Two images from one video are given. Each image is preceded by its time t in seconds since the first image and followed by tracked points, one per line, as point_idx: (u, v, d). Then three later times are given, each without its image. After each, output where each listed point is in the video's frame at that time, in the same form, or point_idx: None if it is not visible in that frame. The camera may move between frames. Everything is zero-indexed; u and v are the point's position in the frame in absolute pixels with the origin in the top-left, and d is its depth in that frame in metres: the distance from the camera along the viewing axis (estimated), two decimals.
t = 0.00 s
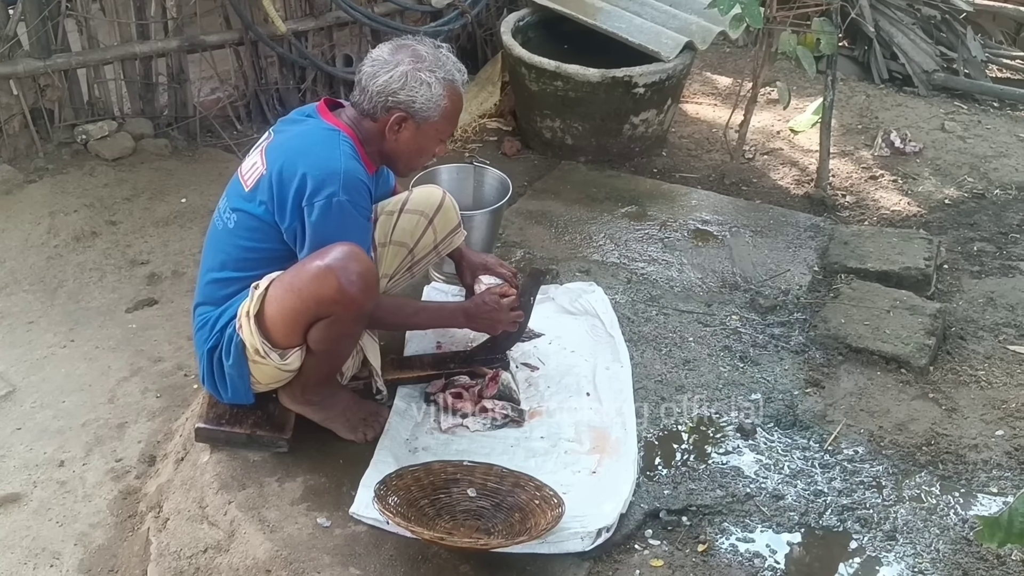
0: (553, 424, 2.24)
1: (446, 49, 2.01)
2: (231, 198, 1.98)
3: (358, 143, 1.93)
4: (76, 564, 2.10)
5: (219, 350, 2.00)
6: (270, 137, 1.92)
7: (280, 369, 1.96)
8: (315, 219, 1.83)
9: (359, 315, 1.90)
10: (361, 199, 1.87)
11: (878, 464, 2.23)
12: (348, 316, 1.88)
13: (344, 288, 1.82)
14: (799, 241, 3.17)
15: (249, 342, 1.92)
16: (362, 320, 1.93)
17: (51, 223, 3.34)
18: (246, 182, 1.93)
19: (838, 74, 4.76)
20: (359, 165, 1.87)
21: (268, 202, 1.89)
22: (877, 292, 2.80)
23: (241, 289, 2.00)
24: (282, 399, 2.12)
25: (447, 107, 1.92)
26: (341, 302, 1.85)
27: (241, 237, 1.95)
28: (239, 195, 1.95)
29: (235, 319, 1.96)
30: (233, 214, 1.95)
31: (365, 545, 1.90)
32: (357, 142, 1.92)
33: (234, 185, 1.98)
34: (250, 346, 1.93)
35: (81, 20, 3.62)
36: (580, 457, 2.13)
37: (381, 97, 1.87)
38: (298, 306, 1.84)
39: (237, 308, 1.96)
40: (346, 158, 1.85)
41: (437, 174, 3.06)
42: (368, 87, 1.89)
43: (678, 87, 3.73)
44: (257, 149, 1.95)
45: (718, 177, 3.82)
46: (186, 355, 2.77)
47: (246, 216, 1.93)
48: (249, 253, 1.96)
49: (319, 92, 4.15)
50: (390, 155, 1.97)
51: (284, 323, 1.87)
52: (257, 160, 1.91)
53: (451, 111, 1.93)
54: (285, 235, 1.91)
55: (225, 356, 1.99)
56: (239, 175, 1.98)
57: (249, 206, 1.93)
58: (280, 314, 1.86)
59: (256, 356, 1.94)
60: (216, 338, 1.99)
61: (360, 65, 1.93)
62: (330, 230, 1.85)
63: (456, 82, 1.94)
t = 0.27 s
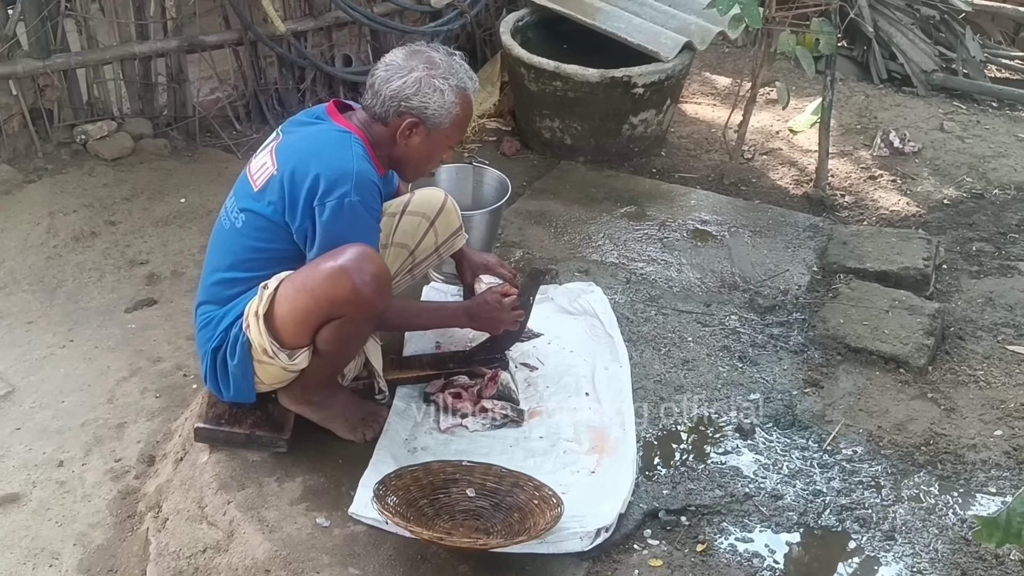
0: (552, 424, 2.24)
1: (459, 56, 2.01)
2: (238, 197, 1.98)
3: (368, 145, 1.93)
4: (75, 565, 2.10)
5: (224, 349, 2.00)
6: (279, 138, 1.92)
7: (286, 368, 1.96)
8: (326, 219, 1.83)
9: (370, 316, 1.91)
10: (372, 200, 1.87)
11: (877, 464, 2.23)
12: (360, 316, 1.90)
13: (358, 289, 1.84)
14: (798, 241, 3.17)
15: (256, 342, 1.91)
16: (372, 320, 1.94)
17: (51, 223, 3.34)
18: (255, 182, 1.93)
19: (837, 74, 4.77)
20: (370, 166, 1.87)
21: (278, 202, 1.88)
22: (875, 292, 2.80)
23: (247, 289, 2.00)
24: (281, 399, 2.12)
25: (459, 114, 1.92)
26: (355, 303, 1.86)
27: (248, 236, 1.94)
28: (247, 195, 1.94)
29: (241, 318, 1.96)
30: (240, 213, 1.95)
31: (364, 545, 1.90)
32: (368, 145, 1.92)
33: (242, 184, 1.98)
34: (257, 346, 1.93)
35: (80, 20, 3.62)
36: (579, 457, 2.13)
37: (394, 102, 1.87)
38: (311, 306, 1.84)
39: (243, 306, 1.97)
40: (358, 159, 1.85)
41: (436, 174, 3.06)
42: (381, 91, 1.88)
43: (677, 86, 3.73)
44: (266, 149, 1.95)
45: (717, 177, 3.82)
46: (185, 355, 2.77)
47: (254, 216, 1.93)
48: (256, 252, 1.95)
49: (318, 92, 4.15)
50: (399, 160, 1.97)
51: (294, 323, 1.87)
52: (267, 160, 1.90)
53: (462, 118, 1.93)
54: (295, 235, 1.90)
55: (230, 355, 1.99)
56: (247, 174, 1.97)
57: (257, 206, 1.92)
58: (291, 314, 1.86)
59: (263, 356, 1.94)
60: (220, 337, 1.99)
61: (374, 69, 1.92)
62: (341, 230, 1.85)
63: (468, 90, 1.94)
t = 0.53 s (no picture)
0: (551, 424, 2.24)
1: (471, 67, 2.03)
2: (245, 195, 1.98)
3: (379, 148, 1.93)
4: (73, 565, 2.10)
5: (225, 346, 2.00)
6: (289, 137, 1.91)
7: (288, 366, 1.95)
8: (337, 218, 1.83)
9: (377, 312, 1.91)
10: (384, 200, 1.87)
11: (876, 463, 2.23)
12: (367, 313, 1.89)
13: (366, 285, 1.83)
14: (797, 240, 3.17)
15: (261, 339, 1.91)
16: (377, 317, 1.94)
17: (49, 223, 3.34)
18: (263, 181, 1.93)
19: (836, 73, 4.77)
20: (383, 167, 1.87)
21: (289, 201, 1.88)
22: (874, 291, 2.80)
23: (249, 287, 1.99)
24: (279, 399, 2.12)
25: (470, 123, 1.93)
26: (363, 299, 1.86)
27: (254, 234, 1.94)
28: (255, 194, 1.94)
29: (243, 316, 1.96)
30: (247, 212, 1.94)
31: (363, 545, 1.90)
32: (379, 146, 1.91)
33: (249, 181, 1.98)
34: (262, 343, 1.92)
35: (78, 20, 3.61)
36: (578, 456, 2.13)
37: (408, 108, 1.88)
38: (317, 303, 1.84)
39: (246, 303, 1.96)
40: (371, 159, 1.85)
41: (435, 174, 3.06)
42: (395, 96, 1.89)
43: (675, 86, 3.73)
44: (274, 148, 1.95)
45: (716, 176, 3.82)
46: (183, 354, 2.76)
47: (262, 214, 1.92)
48: (264, 251, 1.95)
49: (317, 91, 4.14)
50: (406, 166, 1.97)
51: (300, 320, 1.87)
52: (277, 159, 1.90)
53: (472, 128, 1.94)
54: (306, 234, 1.90)
55: (232, 353, 1.99)
56: (254, 172, 1.97)
57: (265, 205, 1.92)
58: (298, 311, 1.85)
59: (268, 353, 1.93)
60: (222, 335, 1.99)
61: (388, 74, 1.93)
62: (352, 229, 1.85)
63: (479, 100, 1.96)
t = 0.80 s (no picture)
0: (550, 424, 2.24)
1: (446, 47, 2.00)
2: (230, 195, 1.98)
3: (358, 138, 1.92)
4: (72, 565, 2.10)
5: (221, 347, 2.00)
6: (269, 136, 1.91)
7: (286, 363, 1.96)
8: (320, 216, 1.83)
9: (373, 303, 1.91)
10: (365, 195, 1.87)
11: (875, 463, 2.23)
12: (364, 304, 1.89)
13: (362, 276, 1.83)
14: (797, 240, 3.17)
15: (258, 336, 1.91)
16: (374, 309, 1.94)
17: (48, 222, 3.34)
18: (246, 180, 1.93)
19: (836, 73, 4.77)
20: (363, 161, 1.87)
21: (271, 200, 1.88)
22: (874, 290, 2.80)
23: (243, 287, 2.00)
24: (279, 398, 2.12)
25: (446, 105, 1.91)
26: (359, 290, 1.85)
27: (242, 234, 1.94)
28: (239, 193, 1.94)
29: (238, 316, 1.96)
30: (233, 212, 1.94)
31: (362, 545, 1.90)
32: (357, 137, 1.91)
33: (233, 181, 1.97)
34: (258, 341, 1.92)
35: (77, 19, 3.61)
36: (577, 455, 2.13)
37: (380, 93, 1.87)
38: (315, 295, 1.84)
39: (240, 303, 1.96)
40: (350, 154, 1.84)
41: (434, 173, 3.05)
42: (367, 83, 1.88)
43: (675, 85, 3.73)
44: (256, 146, 1.94)
45: (715, 175, 3.82)
46: (183, 353, 2.76)
47: (247, 214, 1.92)
48: (251, 250, 1.95)
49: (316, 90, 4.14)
50: (388, 152, 1.96)
51: (298, 313, 1.86)
52: (257, 159, 1.90)
53: (448, 109, 1.92)
54: (290, 231, 1.90)
55: (229, 353, 1.99)
56: (238, 171, 1.97)
57: (249, 204, 1.92)
58: (295, 306, 1.85)
59: (263, 351, 1.94)
60: (218, 335, 1.99)
61: (360, 61, 1.92)
62: (334, 225, 1.84)
63: (454, 80, 1.93)
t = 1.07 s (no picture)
0: (551, 423, 2.23)
1: (479, 73, 2.01)
2: (243, 192, 1.97)
3: (379, 147, 1.92)
4: (72, 563, 2.09)
5: (225, 344, 1.99)
6: (288, 136, 1.91)
7: (289, 363, 1.95)
8: (336, 221, 1.83)
9: (379, 308, 1.91)
10: (382, 203, 1.87)
11: (876, 462, 2.23)
12: (370, 308, 1.89)
13: (368, 281, 1.83)
14: (797, 239, 3.17)
15: (262, 335, 1.90)
16: (380, 313, 1.94)
17: (48, 221, 3.34)
18: (261, 179, 1.92)
19: (836, 72, 4.77)
20: (382, 169, 1.87)
21: (287, 202, 1.88)
22: (875, 290, 2.80)
23: (250, 285, 1.99)
24: (278, 397, 2.12)
25: (470, 130, 1.92)
26: (365, 295, 1.85)
27: (253, 233, 1.94)
28: (253, 191, 1.94)
29: (243, 313, 1.96)
30: (246, 210, 1.94)
31: (362, 544, 1.90)
32: (379, 148, 1.91)
33: (248, 179, 1.97)
34: (262, 339, 1.92)
35: (77, 18, 3.61)
36: (578, 454, 2.13)
37: (408, 110, 1.87)
38: (321, 297, 1.83)
39: (246, 301, 1.96)
40: (371, 162, 1.84)
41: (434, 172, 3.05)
42: (397, 98, 1.88)
43: (675, 84, 3.73)
44: (272, 145, 1.94)
45: (715, 174, 3.81)
46: (183, 352, 2.76)
47: (260, 213, 1.92)
48: (263, 249, 1.95)
49: (316, 89, 4.14)
50: (406, 166, 1.96)
51: (302, 314, 1.86)
52: (275, 159, 1.89)
53: (473, 134, 1.93)
54: (305, 234, 1.90)
55: (233, 350, 1.99)
56: (253, 170, 1.97)
57: (263, 203, 1.92)
58: (300, 306, 1.85)
59: (266, 349, 1.93)
60: (222, 332, 1.99)
61: (393, 74, 1.92)
62: (350, 230, 1.85)
63: (481, 106, 1.94)
